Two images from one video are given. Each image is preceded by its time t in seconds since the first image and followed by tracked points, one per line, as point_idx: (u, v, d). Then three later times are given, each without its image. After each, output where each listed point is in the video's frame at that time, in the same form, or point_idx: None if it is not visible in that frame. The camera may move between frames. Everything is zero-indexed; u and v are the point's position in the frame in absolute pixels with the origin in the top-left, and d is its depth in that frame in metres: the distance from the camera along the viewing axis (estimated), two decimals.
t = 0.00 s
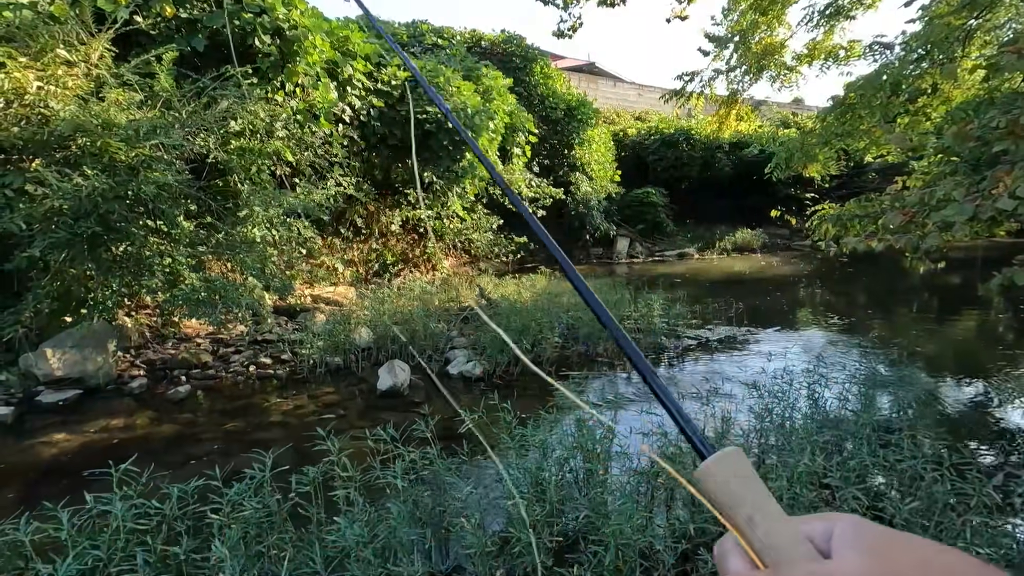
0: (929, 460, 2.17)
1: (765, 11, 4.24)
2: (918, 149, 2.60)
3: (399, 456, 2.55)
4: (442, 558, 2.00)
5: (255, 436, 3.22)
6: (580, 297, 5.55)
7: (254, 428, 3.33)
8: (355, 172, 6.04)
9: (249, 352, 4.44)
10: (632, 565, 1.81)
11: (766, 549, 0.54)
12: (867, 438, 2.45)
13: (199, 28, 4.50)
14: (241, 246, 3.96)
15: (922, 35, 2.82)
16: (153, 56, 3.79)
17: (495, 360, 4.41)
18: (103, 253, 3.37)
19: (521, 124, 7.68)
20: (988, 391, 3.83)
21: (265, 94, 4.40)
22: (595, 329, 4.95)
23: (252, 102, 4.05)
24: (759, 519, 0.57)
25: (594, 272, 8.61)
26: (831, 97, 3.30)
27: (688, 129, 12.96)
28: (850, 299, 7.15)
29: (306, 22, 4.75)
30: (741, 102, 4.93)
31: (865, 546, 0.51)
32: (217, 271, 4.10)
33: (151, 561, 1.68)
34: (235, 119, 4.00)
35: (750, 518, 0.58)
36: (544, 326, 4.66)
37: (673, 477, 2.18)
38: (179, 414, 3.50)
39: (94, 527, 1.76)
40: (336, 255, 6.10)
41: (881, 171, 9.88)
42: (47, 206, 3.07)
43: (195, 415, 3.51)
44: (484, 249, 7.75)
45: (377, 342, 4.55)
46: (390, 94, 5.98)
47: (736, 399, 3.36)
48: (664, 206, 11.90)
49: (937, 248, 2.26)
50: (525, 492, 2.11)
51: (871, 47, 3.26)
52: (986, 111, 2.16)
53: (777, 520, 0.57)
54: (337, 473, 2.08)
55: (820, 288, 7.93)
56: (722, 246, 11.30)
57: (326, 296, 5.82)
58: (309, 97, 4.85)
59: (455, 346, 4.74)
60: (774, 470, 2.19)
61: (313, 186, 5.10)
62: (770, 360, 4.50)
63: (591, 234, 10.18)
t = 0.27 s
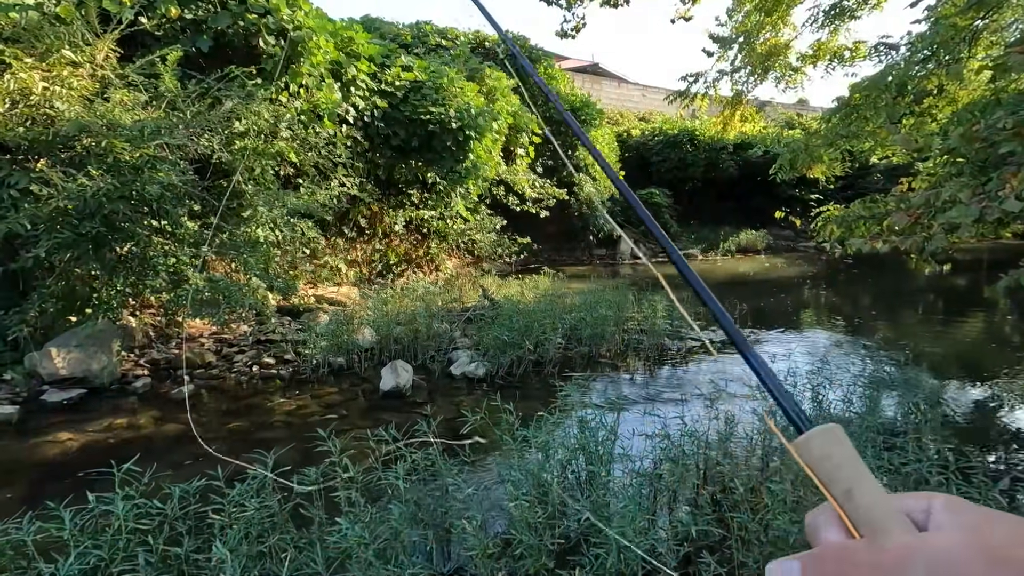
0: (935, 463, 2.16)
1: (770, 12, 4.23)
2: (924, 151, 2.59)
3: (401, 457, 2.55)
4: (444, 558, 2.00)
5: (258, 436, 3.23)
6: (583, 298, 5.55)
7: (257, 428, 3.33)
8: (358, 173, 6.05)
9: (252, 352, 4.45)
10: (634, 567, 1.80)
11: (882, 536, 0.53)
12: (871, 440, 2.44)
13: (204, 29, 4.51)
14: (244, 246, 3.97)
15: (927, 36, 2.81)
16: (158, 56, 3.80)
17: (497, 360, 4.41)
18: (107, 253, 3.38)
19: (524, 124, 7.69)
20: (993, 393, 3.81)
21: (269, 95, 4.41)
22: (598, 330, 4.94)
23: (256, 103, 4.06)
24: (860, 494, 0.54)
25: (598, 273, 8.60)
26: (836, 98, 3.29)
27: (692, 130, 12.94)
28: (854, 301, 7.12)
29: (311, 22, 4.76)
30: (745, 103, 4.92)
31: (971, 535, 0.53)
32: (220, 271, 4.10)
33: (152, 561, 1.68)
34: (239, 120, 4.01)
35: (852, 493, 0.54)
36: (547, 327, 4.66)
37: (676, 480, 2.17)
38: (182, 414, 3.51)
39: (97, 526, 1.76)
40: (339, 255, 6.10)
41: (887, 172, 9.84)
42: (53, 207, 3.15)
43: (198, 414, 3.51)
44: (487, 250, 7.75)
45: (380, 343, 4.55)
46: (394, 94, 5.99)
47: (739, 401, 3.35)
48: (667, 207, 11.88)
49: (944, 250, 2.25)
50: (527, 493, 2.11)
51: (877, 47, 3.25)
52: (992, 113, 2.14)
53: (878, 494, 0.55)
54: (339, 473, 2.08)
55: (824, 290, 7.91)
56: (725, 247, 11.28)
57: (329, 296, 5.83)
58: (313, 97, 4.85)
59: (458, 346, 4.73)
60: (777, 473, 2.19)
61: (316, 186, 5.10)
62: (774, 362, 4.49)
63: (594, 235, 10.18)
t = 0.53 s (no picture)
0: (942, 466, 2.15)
1: (776, 13, 4.23)
2: (931, 152, 2.58)
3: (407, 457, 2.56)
4: (450, 558, 2.01)
5: (264, 435, 3.24)
6: (588, 299, 5.55)
7: (263, 427, 3.34)
8: (364, 173, 6.06)
9: (258, 352, 4.47)
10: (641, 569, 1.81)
11: (859, 503, 0.52)
12: (878, 443, 2.44)
13: (211, 30, 4.54)
14: (251, 247, 3.99)
15: (935, 38, 2.81)
16: (166, 57, 3.82)
17: (502, 361, 4.42)
18: (116, 253, 3.41)
19: (529, 125, 7.70)
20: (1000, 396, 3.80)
21: (275, 95, 4.43)
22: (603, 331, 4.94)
23: (262, 103, 4.08)
24: (848, 469, 0.53)
25: (602, 274, 8.60)
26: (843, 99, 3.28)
27: (697, 131, 12.93)
28: (860, 303, 7.10)
29: (317, 23, 4.77)
30: (751, 104, 4.91)
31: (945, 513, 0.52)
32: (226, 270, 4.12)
33: (162, 559, 1.69)
34: (246, 120, 4.03)
35: (837, 466, 0.53)
36: (552, 327, 4.66)
37: (682, 481, 2.18)
38: (189, 413, 3.53)
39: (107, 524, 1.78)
40: (345, 255, 6.11)
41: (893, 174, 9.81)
42: (62, 207, 3.15)
43: (205, 413, 3.53)
44: (491, 251, 7.76)
45: (386, 343, 4.56)
46: (400, 95, 6.00)
47: (744, 403, 3.35)
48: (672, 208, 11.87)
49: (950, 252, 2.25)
50: (533, 493, 2.11)
51: (884, 48, 3.25)
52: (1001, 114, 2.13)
53: (863, 466, 0.53)
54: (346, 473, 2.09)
55: (829, 291, 7.89)
56: (730, 249, 11.26)
57: (334, 296, 5.84)
58: (319, 98, 4.87)
59: (463, 347, 4.74)
60: (783, 475, 2.19)
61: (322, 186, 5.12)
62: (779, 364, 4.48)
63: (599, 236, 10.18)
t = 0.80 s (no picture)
0: (945, 468, 2.15)
1: (780, 15, 4.23)
2: (935, 155, 2.58)
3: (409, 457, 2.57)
4: (453, 557, 2.02)
5: (268, 434, 3.25)
6: (590, 300, 5.55)
7: (267, 426, 3.35)
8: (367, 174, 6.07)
9: (261, 351, 4.48)
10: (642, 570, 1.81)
11: (725, 476, 0.56)
12: (880, 445, 2.44)
13: (217, 31, 4.56)
14: (255, 246, 4.00)
15: (940, 40, 2.81)
16: (171, 57, 3.83)
17: (505, 362, 4.42)
18: (121, 252, 3.42)
19: (533, 126, 7.70)
20: (1004, 399, 3.79)
21: (280, 96, 4.44)
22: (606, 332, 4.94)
23: (267, 104, 4.09)
24: (713, 443, 0.63)
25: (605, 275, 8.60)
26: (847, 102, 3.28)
27: (700, 132, 12.93)
28: (863, 305, 7.09)
29: (321, 23, 4.78)
30: (755, 106, 4.91)
31: (813, 483, 0.57)
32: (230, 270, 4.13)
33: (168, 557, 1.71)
34: (250, 120, 4.04)
35: (706, 439, 0.64)
36: (555, 328, 4.66)
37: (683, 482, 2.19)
38: (193, 411, 3.54)
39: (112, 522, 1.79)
40: (348, 255, 6.12)
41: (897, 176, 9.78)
42: (68, 206, 3.15)
43: (208, 412, 3.54)
44: (494, 251, 7.77)
45: (388, 343, 4.57)
46: (404, 95, 6.02)
47: (746, 405, 3.35)
48: (675, 209, 11.87)
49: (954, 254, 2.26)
50: (535, 493, 2.12)
51: (888, 51, 3.25)
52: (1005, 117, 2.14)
53: (730, 448, 0.62)
54: (349, 472, 2.10)
55: (833, 293, 7.87)
56: (733, 250, 11.25)
57: (337, 296, 5.86)
58: (323, 98, 4.88)
59: (466, 347, 4.75)
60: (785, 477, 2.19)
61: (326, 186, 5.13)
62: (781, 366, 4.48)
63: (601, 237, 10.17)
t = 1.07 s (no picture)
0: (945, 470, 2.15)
1: (782, 16, 4.23)
2: (936, 157, 2.58)
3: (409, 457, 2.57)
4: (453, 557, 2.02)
5: (268, 433, 3.26)
6: (591, 301, 5.55)
7: (268, 426, 3.36)
8: (369, 173, 6.08)
9: (262, 351, 4.48)
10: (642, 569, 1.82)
11: None
12: (880, 447, 2.44)
13: (219, 30, 4.56)
14: (256, 246, 4.00)
15: (942, 42, 2.81)
16: (174, 56, 3.84)
17: (505, 362, 4.42)
18: (122, 250, 3.43)
19: (534, 126, 7.70)
20: (1005, 401, 3.79)
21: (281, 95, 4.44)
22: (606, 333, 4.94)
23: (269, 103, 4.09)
24: None
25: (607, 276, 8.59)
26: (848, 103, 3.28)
27: (702, 133, 12.92)
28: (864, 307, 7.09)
29: (323, 23, 4.79)
30: (757, 107, 4.91)
31: None
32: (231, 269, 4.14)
33: (169, 554, 1.71)
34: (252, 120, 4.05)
35: None
36: (555, 329, 4.66)
37: (683, 483, 2.20)
38: (195, 410, 3.55)
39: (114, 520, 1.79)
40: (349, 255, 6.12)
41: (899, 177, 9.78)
42: (70, 205, 3.15)
43: (209, 411, 3.54)
44: (495, 251, 7.77)
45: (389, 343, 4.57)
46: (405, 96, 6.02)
47: (747, 406, 3.35)
48: (677, 210, 11.86)
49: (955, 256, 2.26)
50: (535, 493, 2.12)
51: (890, 52, 3.25)
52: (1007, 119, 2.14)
53: None
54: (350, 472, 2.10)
55: (834, 295, 7.87)
56: (735, 251, 11.24)
57: (338, 296, 5.86)
58: (325, 98, 4.88)
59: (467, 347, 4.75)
60: (786, 477, 2.19)
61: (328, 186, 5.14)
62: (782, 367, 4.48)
63: (602, 238, 10.17)
